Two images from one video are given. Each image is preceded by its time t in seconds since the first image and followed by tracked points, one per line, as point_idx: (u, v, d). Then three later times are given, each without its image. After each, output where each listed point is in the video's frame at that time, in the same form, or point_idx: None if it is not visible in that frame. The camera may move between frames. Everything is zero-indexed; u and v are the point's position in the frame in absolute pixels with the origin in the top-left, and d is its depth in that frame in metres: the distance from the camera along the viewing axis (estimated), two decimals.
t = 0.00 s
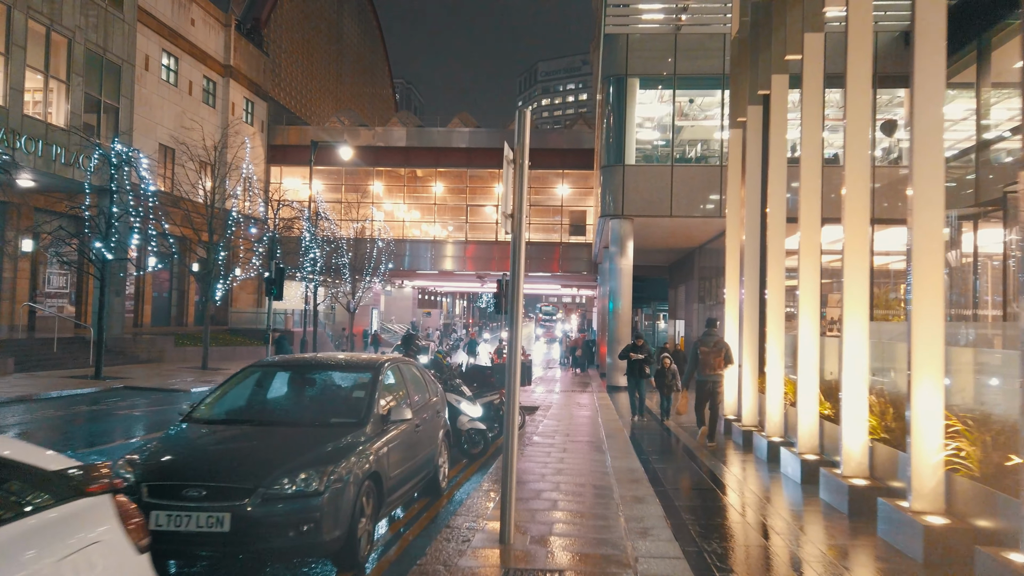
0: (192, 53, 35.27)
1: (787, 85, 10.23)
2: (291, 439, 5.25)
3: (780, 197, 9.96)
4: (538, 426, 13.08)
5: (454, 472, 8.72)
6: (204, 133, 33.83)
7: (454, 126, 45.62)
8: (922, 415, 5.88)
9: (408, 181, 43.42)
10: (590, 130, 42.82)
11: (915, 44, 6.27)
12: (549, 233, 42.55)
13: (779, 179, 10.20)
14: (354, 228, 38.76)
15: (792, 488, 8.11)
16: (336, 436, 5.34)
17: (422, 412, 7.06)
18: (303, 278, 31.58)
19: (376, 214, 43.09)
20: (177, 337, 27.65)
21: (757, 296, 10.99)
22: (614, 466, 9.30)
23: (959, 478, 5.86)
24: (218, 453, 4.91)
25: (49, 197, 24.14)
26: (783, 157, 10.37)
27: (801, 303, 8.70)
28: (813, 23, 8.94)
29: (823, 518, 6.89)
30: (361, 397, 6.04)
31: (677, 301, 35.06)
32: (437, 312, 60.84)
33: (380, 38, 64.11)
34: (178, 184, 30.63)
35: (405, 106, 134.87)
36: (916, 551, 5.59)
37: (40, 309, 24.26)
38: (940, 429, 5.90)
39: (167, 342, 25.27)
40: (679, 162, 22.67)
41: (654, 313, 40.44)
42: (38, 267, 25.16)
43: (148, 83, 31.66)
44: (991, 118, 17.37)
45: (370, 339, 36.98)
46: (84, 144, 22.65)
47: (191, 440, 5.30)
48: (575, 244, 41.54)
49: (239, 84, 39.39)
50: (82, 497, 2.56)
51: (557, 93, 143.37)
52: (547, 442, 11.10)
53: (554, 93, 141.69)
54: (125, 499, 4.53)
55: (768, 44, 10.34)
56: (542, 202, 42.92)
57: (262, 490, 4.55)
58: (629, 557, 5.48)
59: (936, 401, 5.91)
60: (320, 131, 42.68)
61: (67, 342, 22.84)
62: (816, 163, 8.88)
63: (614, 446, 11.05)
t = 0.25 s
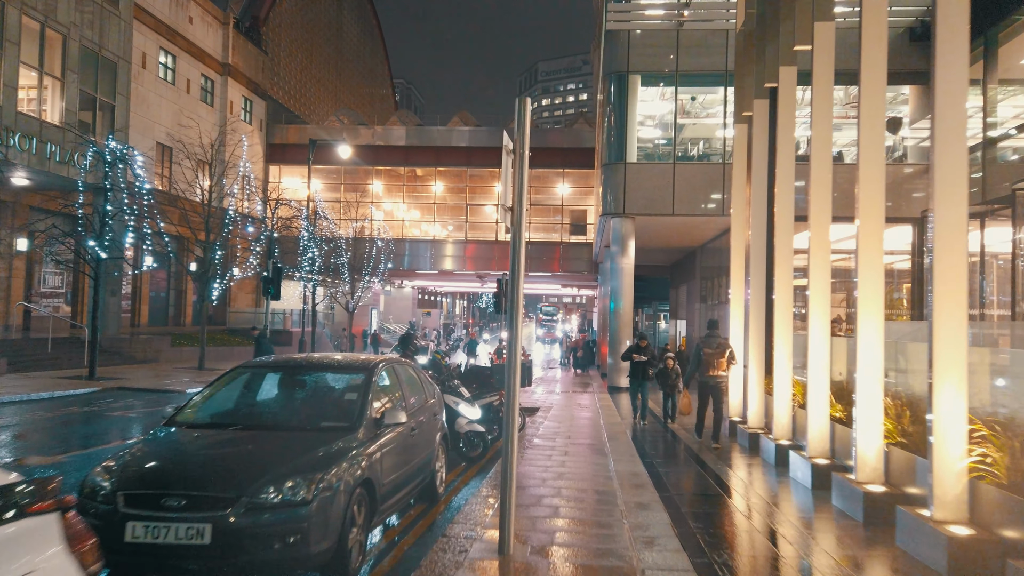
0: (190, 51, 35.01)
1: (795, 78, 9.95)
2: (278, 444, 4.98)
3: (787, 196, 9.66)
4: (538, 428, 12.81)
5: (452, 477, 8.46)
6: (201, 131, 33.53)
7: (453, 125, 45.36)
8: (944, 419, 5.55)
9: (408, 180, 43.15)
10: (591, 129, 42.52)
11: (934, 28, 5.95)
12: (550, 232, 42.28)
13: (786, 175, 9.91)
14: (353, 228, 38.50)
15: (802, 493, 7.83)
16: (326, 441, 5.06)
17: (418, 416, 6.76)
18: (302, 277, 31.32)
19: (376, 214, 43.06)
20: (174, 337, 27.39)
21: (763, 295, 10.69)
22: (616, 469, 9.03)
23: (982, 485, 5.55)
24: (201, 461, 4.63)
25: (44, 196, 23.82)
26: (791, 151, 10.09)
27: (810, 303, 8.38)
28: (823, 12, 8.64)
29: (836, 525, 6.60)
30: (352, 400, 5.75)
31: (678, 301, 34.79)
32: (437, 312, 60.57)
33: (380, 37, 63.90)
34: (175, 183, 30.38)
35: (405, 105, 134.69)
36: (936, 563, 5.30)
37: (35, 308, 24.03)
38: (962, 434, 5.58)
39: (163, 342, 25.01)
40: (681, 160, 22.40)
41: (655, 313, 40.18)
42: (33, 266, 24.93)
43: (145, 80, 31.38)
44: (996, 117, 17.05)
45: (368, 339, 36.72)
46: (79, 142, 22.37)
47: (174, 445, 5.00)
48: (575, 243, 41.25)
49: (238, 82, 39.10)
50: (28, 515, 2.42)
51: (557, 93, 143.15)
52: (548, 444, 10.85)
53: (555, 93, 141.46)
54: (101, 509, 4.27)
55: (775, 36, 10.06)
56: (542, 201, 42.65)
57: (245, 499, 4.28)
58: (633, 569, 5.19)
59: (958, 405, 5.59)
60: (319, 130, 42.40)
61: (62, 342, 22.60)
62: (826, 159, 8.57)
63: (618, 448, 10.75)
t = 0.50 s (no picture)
0: (187, 50, 34.74)
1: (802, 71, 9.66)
2: (260, 452, 4.70)
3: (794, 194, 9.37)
4: (537, 431, 12.54)
5: (448, 483, 8.19)
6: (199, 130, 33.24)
7: (453, 124, 45.07)
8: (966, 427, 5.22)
9: (407, 180, 42.88)
10: (592, 128, 42.20)
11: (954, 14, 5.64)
12: (550, 232, 41.98)
13: (793, 172, 9.62)
14: (352, 228, 38.22)
15: (810, 501, 7.53)
16: (312, 450, 4.78)
17: (411, 420, 6.48)
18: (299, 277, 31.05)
19: (376, 214, 42.83)
20: (170, 337, 27.12)
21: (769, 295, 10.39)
22: (618, 474, 8.75)
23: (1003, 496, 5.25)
24: (178, 471, 4.35)
25: (38, 195, 23.56)
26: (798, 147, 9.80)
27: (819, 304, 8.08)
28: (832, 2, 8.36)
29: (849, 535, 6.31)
30: (341, 405, 5.47)
31: (680, 301, 34.48)
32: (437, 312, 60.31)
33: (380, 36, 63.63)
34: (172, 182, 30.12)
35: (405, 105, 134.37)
36: None
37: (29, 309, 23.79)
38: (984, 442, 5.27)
39: (159, 343, 24.75)
40: (683, 159, 22.13)
41: (656, 313, 39.87)
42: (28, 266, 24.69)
43: (142, 79, 31.08)
44: (1002, 115, 16.75)
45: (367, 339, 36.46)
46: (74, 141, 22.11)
47: (151, 454, 4.72)
48: (575, 243, 40.95)
49: (236, 81, 38.83)
50: None
51: (557, 93, 142.86)
52: (547, 447, 10.59)
53: (555, 93, 141.16)
54: (71, 524, 4.02)
55: (783, 28, 9.76)
56: (543, 201, 42.35)
57: (222, 513, 4.00)
58: None
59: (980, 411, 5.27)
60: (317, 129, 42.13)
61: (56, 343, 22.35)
62: (835, 154, 8.28)
63: (620, 451, 10.47)
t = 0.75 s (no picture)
0: (184, 48, 34.45)
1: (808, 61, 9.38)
2: (237, 457, 4.41)
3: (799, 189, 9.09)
4: (535, 432, 12.26)
5: (442, 487, 7.93)
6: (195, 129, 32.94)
7: (451, 123, 44.79)
8: (986, 429, 4.92)
9: (405, 179, 42.64)
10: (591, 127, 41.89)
11: None
12: (549, 232, 41.68)
13: (797, 167, 9.35)
14: (350, 228, 37.95)
15: (816, 504, 7.24)
16: (292, 455, 4.49)
17: (401, 422, 6.21)
18: (297, 277, 30.78)
19: (374, 213, 42.55)
20: (165, 337, 26.84)
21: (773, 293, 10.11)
22: (617, 476, 8.48)
23: None
24: (148, 477, 4.06)
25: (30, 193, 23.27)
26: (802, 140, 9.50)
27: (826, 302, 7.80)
28: None
29: (857, 541, 6.03)
30: (325, 406, 5.19)
31: (680, 301, 34.34)
32: (436, 312, 60.03)
33: (378, 35, 63.42)
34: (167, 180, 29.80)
35: (404, 105, 134.12)
36: None
37: (22, 309, 23.55)
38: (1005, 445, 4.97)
39: (154, 343, 24.48)
40: (683, 156, 21.84)
41: (656, 313, 39.57)
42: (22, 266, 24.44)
43: (138, 77, 30.77)
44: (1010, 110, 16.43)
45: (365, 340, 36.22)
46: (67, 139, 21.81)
47: (122, 459, 4.43)
48: (575, 242, 40.67)
49: (233, 80, 38.54)
50: None
51: (557, 93, 142.77)
52: (545, 449, 10.31)
53: (555, 93, 140.95)
54: (31, 535, 3.76)
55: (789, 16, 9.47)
56: (542, 200, 42.05)
57: (191, 524, 3.71)
58: None
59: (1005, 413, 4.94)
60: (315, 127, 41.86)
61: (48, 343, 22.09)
62: (842, 146, 7.99)
63: (620, 452, 10.19)
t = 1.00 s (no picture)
0: (180, 47, 34.20)
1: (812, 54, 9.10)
2: (211, 469, 4.15)
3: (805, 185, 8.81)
4: (533, 436, 11.97)
5: (435, 495, 7.66)
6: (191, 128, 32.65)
7: (450, 122, 44.53)
8: (1006, 437, 4.64)
9: (404, 179, 42.44)
10: (591, 126, 41.62)
11: None
12: (549, 232, 41.42)
13: (802, 162, 9.06)
14: (347, 227, 37.70)
15: (822, 513, 6.96)
16: (270, 468, 4.22)
17: (391, 429, 5.93)
18: (294, 277, 30.53)
19: (373, 213, 42.27)
20: (160, 338, 26.60)
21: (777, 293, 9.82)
22: (616, 482, 8.18)
23: None
24: (113, 494, 3.79)
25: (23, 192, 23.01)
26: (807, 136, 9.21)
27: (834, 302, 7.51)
28: None
29: (867, 552, 5.75)
30: (308, 415, 4.91)
31: (680, 301, 34.12)
32: (436, 312, 59.80)
33: (377, 34, 63.16)
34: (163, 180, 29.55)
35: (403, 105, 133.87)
36: None
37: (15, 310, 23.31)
38: None
39: (149, 344, 24.25)
40: (683, 154, 21.55)
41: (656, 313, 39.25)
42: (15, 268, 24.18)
43: (133, 77, 30.47)
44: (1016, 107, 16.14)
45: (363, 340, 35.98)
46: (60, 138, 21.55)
47: (88, 473, 4.15)
48: (575, 242, 40.42)
49: (230, 79, 38.27)
50: None
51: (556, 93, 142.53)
52: (543, 453, 10.03)
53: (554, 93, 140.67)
54: None
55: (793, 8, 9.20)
56: (542, 199, 41.76)
57: (157, 543, 3.45)
58: None
59: None
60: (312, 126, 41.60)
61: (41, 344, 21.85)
62: (849, 142, 7.72)
63: (619, 457, 9.89)
